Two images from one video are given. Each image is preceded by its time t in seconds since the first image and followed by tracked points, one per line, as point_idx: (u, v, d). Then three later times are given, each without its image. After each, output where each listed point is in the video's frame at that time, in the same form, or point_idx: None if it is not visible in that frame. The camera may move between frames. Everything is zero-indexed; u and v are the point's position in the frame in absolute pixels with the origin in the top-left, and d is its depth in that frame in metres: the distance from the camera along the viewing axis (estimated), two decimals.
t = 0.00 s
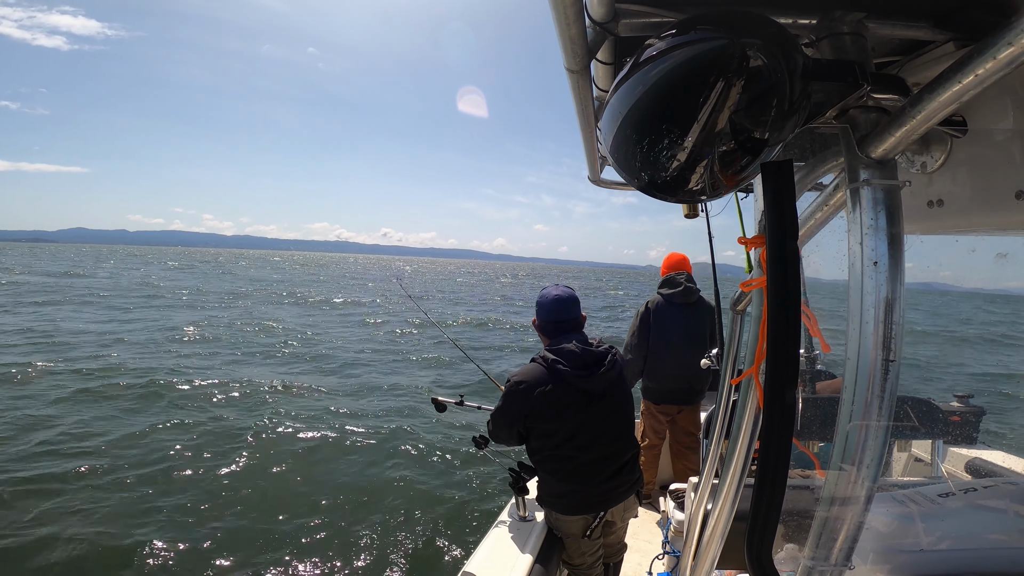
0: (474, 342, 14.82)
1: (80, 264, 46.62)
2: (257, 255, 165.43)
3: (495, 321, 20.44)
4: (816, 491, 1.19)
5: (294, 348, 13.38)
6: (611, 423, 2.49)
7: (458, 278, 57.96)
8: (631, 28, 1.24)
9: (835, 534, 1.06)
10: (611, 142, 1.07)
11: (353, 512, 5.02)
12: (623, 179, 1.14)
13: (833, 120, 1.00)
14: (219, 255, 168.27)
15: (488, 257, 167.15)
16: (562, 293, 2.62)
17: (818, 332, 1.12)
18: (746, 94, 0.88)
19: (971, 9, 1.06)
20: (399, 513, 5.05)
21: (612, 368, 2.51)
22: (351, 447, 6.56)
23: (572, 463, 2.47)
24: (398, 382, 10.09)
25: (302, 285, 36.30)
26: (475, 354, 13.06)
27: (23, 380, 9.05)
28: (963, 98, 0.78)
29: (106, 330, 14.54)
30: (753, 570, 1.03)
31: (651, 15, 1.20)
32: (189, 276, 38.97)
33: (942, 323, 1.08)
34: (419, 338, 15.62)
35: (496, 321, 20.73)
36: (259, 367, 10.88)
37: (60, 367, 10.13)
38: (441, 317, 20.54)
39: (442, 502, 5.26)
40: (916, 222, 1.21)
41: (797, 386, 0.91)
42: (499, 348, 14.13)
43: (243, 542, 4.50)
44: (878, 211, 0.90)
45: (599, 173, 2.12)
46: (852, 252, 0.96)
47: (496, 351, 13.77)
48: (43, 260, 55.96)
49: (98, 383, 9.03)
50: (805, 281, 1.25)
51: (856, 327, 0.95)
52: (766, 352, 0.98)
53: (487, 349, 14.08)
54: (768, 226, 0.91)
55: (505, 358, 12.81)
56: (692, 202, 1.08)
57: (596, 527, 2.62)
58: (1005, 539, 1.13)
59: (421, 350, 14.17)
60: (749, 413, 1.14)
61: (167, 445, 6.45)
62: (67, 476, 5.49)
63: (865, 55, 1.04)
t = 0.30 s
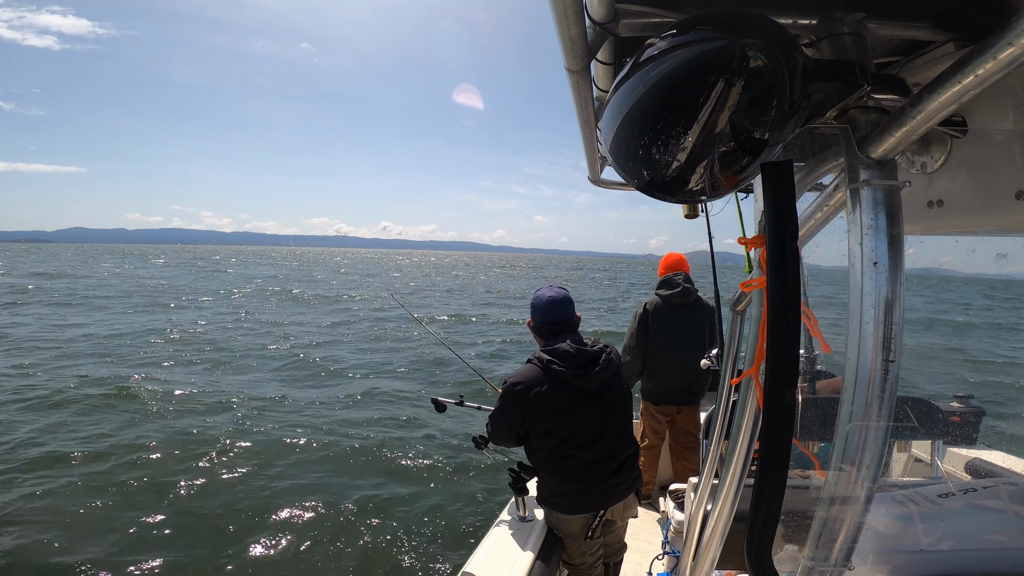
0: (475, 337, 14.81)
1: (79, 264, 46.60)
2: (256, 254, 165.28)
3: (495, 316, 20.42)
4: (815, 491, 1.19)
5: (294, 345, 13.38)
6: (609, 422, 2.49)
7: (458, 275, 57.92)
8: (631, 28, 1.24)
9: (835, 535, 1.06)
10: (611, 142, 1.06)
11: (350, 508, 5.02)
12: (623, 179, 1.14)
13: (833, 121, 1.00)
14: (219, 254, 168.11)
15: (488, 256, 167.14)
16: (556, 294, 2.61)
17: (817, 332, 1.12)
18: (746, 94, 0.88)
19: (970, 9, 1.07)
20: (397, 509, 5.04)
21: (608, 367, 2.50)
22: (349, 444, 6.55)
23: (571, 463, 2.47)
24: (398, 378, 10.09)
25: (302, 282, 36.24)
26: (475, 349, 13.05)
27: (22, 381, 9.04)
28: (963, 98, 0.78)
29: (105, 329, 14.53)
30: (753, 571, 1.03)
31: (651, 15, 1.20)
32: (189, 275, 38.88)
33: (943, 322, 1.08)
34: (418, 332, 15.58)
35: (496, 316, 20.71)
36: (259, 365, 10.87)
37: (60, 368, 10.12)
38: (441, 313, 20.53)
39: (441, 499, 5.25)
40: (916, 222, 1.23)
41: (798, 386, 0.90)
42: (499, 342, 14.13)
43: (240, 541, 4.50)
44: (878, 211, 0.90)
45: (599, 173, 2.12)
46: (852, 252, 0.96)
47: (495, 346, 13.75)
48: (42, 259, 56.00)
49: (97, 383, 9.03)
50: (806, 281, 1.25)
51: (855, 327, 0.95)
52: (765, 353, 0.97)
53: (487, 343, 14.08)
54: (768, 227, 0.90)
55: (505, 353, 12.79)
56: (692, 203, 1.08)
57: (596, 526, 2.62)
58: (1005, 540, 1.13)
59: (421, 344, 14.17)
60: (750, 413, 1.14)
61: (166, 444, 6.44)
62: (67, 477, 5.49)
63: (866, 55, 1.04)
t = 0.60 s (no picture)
0: (474, 334, 14.80)
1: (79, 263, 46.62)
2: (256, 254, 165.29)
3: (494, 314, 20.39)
4: (815, 491, 1.19)
5: (294, 343, 13.38)
6: (607, 422, 2.49)
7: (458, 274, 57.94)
8: (631, 28, 1.24)
9: (835, 535, 1.06)
10: (611, 142, 1.06)
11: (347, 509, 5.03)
12: (623, 179, 1.14)
13: (833, 121, 1.00)
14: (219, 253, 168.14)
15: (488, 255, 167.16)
16: (549, 295, 2.61)
17: (818, 333, 1.12)
18: (746, 94, 0.88)
19: (970, 10, 1.07)
20: (395, 510, 5.03)
21: (603, 366, 2.50)
22: (347, 445, 6.53)
23: (570, 463, 2.47)
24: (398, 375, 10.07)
25: (301, 279, 36.16)
26: (474, 346, 13.03)
27: (22, 381, 9.05)
28: (964, 99, 0.78)
29: (105, 328, 14.53)
30: (753, 571, 1.03)
31: (651, 16, 1.20)
32: (188, 274, 38.79)
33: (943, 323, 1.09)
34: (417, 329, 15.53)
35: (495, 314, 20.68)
36: (259, 364, 10.86)
37: (60, 367, 10.13)
38: (440, 310, 20.52)
39: (440, 498, 5.25)
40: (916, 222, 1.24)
41: (798, 386, 0.90)
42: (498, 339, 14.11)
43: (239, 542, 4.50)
44: (878, 211, 0.90)
45: (600, 173, 2.12)
46: (852, 252, 0.96)
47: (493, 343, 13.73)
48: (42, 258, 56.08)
49: (96, 383, 9.05)
50: (807, 282, 1.25)
51: (856, 328, 0.95)
52: (765, 353, 0.97)
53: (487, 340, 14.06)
54: (768, 227, 0.90)
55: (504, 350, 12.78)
56: (692, 202, 1.08)
57: (597, 526, 2.61)
58: (1005, 541, 1.13)
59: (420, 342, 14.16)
60: (750, 413, 1.14)
61: (166, 445, 6.44)
62: (67, 480, 5.50)
63: (866, 55, 1.04)
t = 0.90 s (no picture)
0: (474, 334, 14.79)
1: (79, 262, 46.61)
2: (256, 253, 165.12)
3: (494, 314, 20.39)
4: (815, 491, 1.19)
5: (294, 342, 13.37)
6: (607, 422, 2.49)
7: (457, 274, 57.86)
8: (631, 28, 1.24)
9: (835, 535, 1.06)
10: (611, 142, 1.06)
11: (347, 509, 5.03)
12: (623, 179, 1.13)
13: (833, 121, 1.00)
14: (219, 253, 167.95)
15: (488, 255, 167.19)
16: (551, 295, 2.61)
17: (818, 333, 1.12)
18: (746, 94, 0.88)
19: (970, 10, 1.07)
20: (396, 509, 5.03)
21: (605, 366, 2.50)
22: (347, 444, 6.54)
23: (571, 463, 2.47)
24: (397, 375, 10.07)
25: (301, 278, 36.13)
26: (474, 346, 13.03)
27: (21, 380, 9.03)
28: (963, 99, 0.78)
29: (104, 327, 14.51)
30: (753, 571, 1.02)
31: (651, 16, 1.20)
32: (188, 273, 38.75)
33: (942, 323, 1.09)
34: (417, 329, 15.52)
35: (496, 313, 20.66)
36: (258, 363, 10.85)
37: (59, 366, 10.11)
38: (439, 310, 20.51)
39: (441, 497, 5.24)
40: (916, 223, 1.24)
41: (798, 386, 0.90)
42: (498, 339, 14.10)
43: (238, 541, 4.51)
44: (878, 211, 0.90)
45: (600, 173, 2.12)
46: (852, 252, 0.96)
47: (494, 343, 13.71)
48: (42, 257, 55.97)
49: (97, 382, 9.04)
50: (807, 282, 1.25)
51: (856, 328, 0.95)
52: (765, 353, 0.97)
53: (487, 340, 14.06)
54: (768, 227, 0.90)
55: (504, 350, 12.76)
56: (692, 202, 1.08)
57: (597, 526, 2.62)
58: (1006, 541, 1.13)
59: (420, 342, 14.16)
60: (750, 413, 1.14)
61: (165, 444, 6.44)
62: (66, 479, 5.49)
63: (866, 55, 1.04)
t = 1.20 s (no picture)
0: (474, 336, 14.81)
1: (79, 262, 46.65)
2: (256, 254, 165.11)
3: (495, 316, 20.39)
4: (814, 491, 1.19)
5: (294, 343, 13.37)
6: (608, 422, 2.49)
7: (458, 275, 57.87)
8: (632, 28, 1.24)
9: (835, 535, 1.06)
10: (611, 142, 1.06)
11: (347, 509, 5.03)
12: (623, 179, 1.13)
13: (832, 121, 1.00)
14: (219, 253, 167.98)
15: (487, 256, 167.29)
16: (554, 295, 2.61)
17: (818, 333, 1.12)
18: (746, 94, 0.88)
19: (971, 9, 1.06)
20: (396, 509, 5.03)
21: (606, 366, 2.50)
22: (348, 444, 6.55)
23: (572, 463, 2.47)
24: (397, 376, 10.07)
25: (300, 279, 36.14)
26: (474, 348, 13.04)
27: (21, 379, 9.03)
28: (963, 98, 0.78)
29: (104, 326, 14.51)
30: (753, 570, 1.03)
31: (651, 16, 1.20)
32: (188, 273, 38.75)
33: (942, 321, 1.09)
34: (418, 330, 15.53)
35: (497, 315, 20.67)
36: (258, 364, 10.85)
37: (60, 364, 10.12)
38: (439, 311, 20.54)
39: (441, 498, 5.25)
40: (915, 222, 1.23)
41: (797, 386, 0.90)
42: (498, 341, 14.11)
43: (239, 541, 4.51)
44: (878, 211, 0.90)
45: (600, 173, 2.12)
46: (852, 251, 0.96)
47: (495, 345, 13.71)
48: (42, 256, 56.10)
49: (98, 380, 9.06)
50: (806, 281, 1.25)
51: (855, 328, 0.95)
52: (765, 353, 0.97)
53: (487, 341, 14.07)
54: (767, 227, 0.90)
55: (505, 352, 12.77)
56: (692, 202, 1.08)
57: (598, 526, 2.61)
58: (1006, 541, 1.13)
59: (420, 343, 14.17)
60: (750, 413, 1.14)
61: (166, 444, 6.44)
62: (67, 478, 5.50)
63: (866, 55, 1.04)
